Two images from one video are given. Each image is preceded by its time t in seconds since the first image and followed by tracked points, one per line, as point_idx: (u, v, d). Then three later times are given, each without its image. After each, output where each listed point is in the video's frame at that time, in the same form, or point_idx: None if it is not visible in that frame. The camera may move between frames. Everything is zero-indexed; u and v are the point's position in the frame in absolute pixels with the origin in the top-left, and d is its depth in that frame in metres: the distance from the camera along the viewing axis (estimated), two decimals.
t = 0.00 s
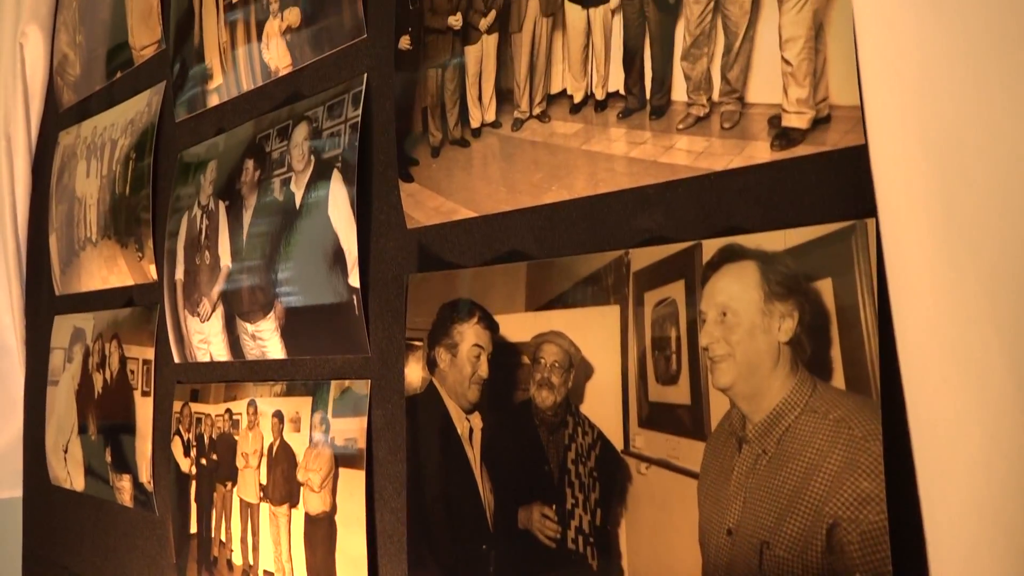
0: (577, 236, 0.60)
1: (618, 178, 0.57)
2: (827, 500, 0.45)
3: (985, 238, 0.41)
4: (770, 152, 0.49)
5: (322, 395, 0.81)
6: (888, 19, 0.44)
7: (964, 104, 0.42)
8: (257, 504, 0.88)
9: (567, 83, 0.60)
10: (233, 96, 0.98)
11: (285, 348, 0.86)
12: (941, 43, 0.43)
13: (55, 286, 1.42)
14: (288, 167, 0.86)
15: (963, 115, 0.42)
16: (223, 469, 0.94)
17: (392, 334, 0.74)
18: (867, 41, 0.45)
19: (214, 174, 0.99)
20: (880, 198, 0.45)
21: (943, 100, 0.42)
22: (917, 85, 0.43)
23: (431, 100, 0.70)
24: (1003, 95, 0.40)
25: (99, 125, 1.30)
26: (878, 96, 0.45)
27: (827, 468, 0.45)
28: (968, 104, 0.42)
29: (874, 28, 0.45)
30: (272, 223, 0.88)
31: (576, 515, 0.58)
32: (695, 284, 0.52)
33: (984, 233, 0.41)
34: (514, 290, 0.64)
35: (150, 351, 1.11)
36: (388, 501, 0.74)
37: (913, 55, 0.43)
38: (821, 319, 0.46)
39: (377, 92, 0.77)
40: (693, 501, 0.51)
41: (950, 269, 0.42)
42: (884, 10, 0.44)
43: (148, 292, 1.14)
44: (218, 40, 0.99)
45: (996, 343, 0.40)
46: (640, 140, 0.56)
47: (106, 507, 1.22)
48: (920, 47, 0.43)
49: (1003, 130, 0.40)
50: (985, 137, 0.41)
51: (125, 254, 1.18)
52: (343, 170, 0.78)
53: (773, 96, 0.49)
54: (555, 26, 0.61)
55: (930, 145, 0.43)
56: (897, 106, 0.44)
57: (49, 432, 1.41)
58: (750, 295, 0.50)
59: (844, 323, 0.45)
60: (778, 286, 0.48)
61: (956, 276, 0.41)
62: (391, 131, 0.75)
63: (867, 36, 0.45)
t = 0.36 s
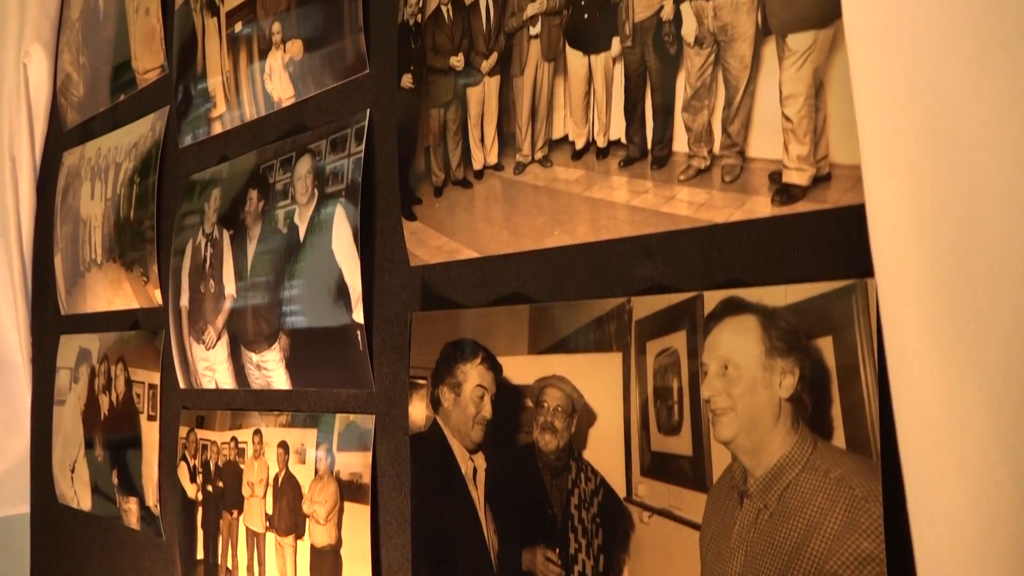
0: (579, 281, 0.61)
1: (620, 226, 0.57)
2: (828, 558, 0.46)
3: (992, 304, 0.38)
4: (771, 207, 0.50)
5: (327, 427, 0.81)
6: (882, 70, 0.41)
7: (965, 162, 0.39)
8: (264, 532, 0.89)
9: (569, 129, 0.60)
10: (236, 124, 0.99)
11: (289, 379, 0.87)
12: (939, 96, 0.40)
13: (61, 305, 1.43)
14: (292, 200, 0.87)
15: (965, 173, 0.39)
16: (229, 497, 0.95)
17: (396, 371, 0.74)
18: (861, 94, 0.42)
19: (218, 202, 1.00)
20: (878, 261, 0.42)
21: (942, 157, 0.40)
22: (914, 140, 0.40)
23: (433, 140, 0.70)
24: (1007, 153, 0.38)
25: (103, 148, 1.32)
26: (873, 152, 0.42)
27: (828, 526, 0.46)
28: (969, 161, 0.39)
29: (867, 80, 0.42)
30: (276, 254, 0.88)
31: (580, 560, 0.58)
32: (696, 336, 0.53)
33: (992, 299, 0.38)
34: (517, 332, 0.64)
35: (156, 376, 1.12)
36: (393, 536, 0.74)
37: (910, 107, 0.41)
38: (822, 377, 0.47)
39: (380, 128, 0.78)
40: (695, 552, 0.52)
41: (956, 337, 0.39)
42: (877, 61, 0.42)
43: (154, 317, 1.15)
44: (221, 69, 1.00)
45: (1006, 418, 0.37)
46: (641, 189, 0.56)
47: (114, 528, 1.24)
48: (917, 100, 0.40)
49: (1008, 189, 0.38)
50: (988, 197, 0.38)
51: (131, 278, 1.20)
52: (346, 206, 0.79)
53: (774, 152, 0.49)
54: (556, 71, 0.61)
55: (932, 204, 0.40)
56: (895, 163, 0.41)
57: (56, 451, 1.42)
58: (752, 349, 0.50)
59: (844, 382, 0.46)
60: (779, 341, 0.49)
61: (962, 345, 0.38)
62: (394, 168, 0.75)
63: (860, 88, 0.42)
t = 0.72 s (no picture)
0: (577, 320, 0.61)
1: (618, 268, 0.58)
2: None
3: (977, 366, 0.39)
4: (767, 256, 0.50)
5: (331, 454, 0.82)
6: (873, 126, 0.42)
7: (952, 224, 0.40)
8: (269, 554, 0.90)
9: (567, 170, 0.61)
10: (238, 148, 1.00)
11: (292, 404, 0.88)
12: (928, 157, 0.40)
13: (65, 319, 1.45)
14: (294, 228, 0.88)
15: (952, 235, 0.40)
16: (234, 518, 0.96)
17: (398, 401, 0.75)
18: (850, 148, 0.43)
19: (220, 225, 1.01)
20: (863, 314, 0.42)
21: (930, 217, 0.40)
22: (903, 198, 0.41)
23: (433, 175, 0.71)
24: (992, 219, 0.39)
25: (106, 164, 1.33)
26: (874, 165, 0.42)
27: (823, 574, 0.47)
28: (955, 223, 0.40)
29: (866, 112, 0.42)
30: (278, 281, 0.89)
31: None
32: (694, 380, 0.53)
33: (977, 361, 0.39)
34: (517, 368, 0.65)
35: (160, 395, 1.13)
36: (397, 562, 0.76)
37: (898, 165, 0.41)
38: (816, 427, 0.47)
39: (380, 159, 0.79)
40: None
41: (941, 395, 0.39)
42: (875, 96, 0.42)
43: (158, 335, 1.16)
44: (222, 93, 1.01)
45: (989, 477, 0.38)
46: (639, 233, 0.57)
47: (121, 542, 1.26)
48: (906, 158, 0.41)
49: (994, 254, 0.39)
50: (974, 260, 0.39)
51: (134, 296, 1.21)
52: (347, 236, 0.80)
53: (769, 202, 0.50)
54: (554, 112, 0.62)
55: (918, 261, 0.40)
56: (883, 218, 0.41)
57: (62, 464, 1.44)
58: (748, 396, 0.51)
59: (838, 433, 0.46)
60: (774, 389, 0.49)
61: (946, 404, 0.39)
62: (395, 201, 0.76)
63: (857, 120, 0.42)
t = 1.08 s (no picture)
0: (575, 349, 0.62)
1: (616, 301, 0.59)
2: None
3: (953, 415, 0.40)
4: (761, 295, 0.51)
5: (333, 472, 0.84)
6: (861, 176, 0.43)
7: (934, 277, 0.41)
8: (274, 569, 0.91)
9: (566, 202, 0.62)
10: (243, 166, 1.01)
11: (295, 422, 0.89)
12: (913, 210, 0.41)
13: (72, 328, 1.47)
14: (296, 248, 0.89)
15: (937, 271, 0.41)
16: (239, 532, 0.97)
17: (399, 423, 0.76)
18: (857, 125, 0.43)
19: (224, 242, 1.02)
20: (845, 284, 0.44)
21: (913, 270, 0.41)
22: (887, 249, 0.42)
23: (434, 202, 0.72)
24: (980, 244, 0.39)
25: (112, 177, 1.35)
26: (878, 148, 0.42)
27: None
28: (938, 276, 0.40)
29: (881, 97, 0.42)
30: (281, 300, 0.90)
31: None
32: (689, 414, 0.54)
33: (954, 410, 0.40)
34: (516, 395, 0.65)
35: (165, 408, 1.15)
36: None
37: (884, 217, 0.42)
38: (809, 466, 0.48)
39: (382, 183, 0.80)
40: None
41: (918, 441, 0.41)
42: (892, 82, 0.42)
43: (163, 348, 1.18)
44: (226, 112, 1.03)
45: (961, 523, 0.39)
46: (636, 268, 0.57)
47: (128, 551, 1.28)
48: (892, 211, 0.42)
49: (974, 310, 0.39)
50: (956, 280, 0.40)
51: (140, 309, 1.23)
52: (349, 259, 0.81)
53: (764, 243, 0.50)
54: (553, 145, 0.62)
55: (901, 311, 0.42)
56: (867, 267, 0.43)
57: (69, 472, 1.47)
58: (743, 433, 0.51)
59: (830, 472, 0.47)
60: (768, 427, 0.50)
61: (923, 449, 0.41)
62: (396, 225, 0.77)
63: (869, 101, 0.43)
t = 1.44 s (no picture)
0: (572, 379, 0.63)
1: (612, 332, 0.60)
2: None
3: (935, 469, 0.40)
4: (754, 331, 0.52)
5: (335, 493, 0.85)
6: (845, 225, 0.43)
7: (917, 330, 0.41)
8: None
9: (563, 234, 0.62)
10: (245, 186, 1.02)
11: (297, 441, 0.90)
12: (896, 262, 0.41)
13: (76, 341, 1.49)
14: (298, 270, 0.90)
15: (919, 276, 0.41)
16: (241, 549, 0.98)
17: (400, 446, 0.77)
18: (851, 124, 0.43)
19: (226, 261, 1.03)
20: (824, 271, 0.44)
21: (896, 322, 0.41)
22: (871, 300, 0.42)
23: (433, 229, 0.73)
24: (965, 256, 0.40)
25: (115, 192, 1.37)
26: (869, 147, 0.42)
27: None
28: (920, 330, 0.41)
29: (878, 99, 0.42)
30: (283, 320, 0.91)
31: None
32: (685, 446, 0.55)
33: (927, 432, 0.40)
34: (515, 422, 0.66)
35: (169, 423, 1.16)
36: None
37: (867, 267, 0.42)
38: (801, 500, 0.49)
39: (381, 208, 0.81)
40: None
41: (901, 493, 0.41)
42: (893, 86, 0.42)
43: (167, 364, 1.19)
44: (227, 132, 1.04)
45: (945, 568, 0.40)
46: (632, 300, 0.58)
47: (132, 563, 1.29)
48: (875, 262, 0.42)
49: (954, 365, 0.40)
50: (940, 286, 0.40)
51: (144, 324, 1.25)
52: (350, 282, 0.82)
53: (757, 280, 0.51)
54: (550, 176, 0.63)
55: (884, 362, 0.42)
56: (846, 284, 0.43)
57: (73, 483, 1.48)
58: (737, 466, 0.52)
59: (822, 508, 0.48)
60: (761, 461, 0.51)
61: (902, 491, 0.41)
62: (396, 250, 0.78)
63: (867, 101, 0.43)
